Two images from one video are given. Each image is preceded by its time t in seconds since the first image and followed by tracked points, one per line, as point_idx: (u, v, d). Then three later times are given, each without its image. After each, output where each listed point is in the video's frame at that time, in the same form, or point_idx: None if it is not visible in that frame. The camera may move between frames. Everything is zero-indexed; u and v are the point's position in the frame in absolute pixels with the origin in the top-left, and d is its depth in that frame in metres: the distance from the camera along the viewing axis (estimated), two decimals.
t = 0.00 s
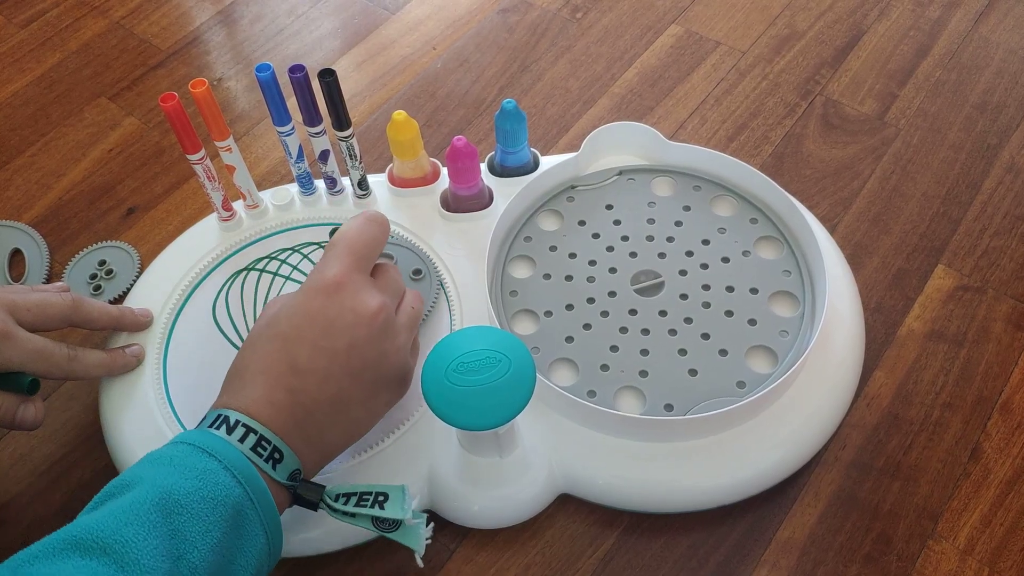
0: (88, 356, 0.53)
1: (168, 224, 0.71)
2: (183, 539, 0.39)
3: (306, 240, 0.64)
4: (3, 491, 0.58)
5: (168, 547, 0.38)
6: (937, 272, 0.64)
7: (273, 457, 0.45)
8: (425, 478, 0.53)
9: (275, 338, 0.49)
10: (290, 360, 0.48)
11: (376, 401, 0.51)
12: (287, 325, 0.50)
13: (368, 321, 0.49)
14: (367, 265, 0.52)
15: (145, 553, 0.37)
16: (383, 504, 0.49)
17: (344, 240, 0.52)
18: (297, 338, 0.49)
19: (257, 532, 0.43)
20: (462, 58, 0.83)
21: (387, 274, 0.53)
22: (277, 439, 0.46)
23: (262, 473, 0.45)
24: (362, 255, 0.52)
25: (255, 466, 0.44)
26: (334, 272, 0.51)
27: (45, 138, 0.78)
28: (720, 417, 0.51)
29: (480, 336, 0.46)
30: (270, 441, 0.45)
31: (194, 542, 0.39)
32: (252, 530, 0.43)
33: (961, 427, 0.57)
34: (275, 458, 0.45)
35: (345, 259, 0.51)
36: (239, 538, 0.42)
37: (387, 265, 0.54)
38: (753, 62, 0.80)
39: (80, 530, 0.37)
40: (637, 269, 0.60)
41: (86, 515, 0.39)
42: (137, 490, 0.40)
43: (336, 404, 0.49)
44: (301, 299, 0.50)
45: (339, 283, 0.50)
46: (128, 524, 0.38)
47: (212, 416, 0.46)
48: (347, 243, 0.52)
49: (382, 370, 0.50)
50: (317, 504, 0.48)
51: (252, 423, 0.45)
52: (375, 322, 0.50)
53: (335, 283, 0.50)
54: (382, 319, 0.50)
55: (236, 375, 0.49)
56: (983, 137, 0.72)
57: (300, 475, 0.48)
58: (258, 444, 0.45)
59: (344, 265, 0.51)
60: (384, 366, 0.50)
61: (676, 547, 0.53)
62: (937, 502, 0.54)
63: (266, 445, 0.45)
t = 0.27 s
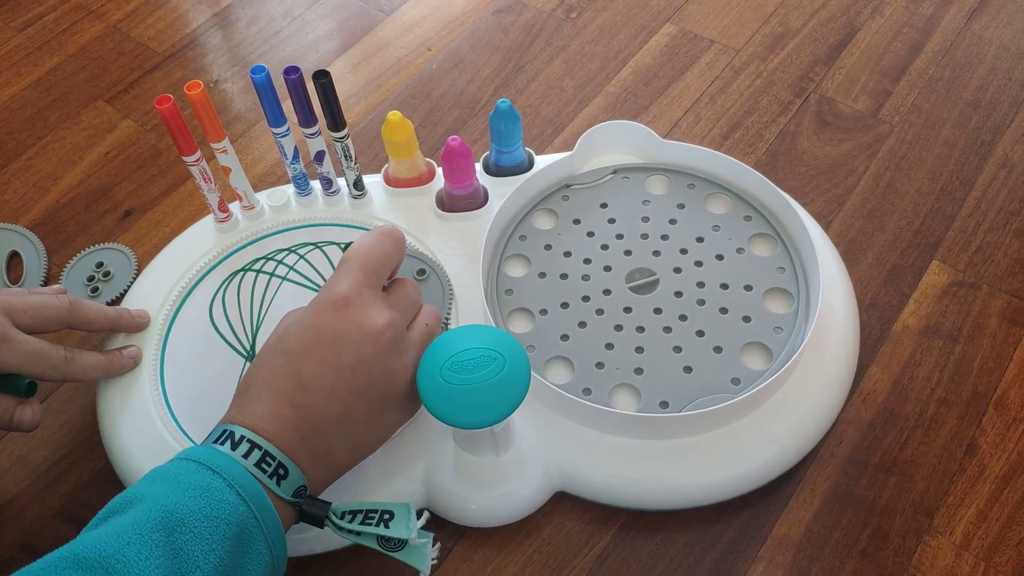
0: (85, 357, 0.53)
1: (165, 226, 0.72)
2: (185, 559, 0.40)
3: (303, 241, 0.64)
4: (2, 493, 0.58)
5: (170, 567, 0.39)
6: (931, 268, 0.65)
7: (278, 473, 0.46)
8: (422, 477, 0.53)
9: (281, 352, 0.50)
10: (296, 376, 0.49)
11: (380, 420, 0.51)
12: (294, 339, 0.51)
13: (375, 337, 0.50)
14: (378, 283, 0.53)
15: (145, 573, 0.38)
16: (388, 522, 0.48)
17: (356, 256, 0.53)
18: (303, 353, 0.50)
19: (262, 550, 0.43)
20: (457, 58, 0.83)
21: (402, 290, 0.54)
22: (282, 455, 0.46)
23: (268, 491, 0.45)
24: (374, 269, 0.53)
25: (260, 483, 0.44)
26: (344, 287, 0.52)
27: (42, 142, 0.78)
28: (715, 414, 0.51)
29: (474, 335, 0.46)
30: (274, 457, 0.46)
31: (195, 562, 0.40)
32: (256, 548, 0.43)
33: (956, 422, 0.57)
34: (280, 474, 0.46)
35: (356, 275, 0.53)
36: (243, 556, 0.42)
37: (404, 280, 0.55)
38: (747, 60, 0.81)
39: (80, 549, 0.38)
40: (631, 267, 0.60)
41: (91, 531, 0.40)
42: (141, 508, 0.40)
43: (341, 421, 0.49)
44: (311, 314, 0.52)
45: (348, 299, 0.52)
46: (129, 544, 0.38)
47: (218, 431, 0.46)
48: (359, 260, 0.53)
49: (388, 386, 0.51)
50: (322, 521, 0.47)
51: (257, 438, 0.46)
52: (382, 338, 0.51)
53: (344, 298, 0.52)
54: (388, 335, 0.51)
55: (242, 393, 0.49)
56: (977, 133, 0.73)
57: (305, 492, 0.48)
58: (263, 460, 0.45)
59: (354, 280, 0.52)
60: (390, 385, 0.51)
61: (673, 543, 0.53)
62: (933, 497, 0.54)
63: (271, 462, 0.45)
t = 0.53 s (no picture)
0: (85, 357, 0.53)
1: (166, 225, 0.72)
2: (188, 569, 0.40)
3: (305, 242, 0.64)
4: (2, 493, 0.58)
5: None
6: (933, 269, 0.65)
7: (280, 482, 0.46)
8: (424, 477, 0.53)
9: (284, 358, 0.50)
10: (301, 383, 0.49)
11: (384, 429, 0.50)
12: (298, 346, 0.50)
13: (381, 346, 0.50)
14: (384, 290, 0.53)
15: None
16: (391, 532, 0.49)
17: (362, 263, 0.53)
18: (308, 361, 0.49)
19: (264, 560, 0.43)
20: (459, 58, 0.83)
21: (409, 296, 0.53)
22: (285, 464, 0.46)
23: (270, 500, 0.45)
24: (380, 277, 0.52)
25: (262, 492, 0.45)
26: (348, 295, 0.51)
27: (43, 141, 0.78)
28: (717, 416, 0.51)
29: (476, 336, 0.46)
30: (277, 466, 0.46)
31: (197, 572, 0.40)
32: (258, 558, 0.43)
33: (958, 424, 0.57)
34: (283, 483, 0.46)
35: (361, 283, 0.52)
36: (245, 565, 0.42)
37: (411, 285, 0.54)
38: (749, 61, 0.81)
39: (84, 558, 0.38)
40: (633, 268, 0.60)
41: (94, 539, 0.40)
42: (143, 517, 0.40)
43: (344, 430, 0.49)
44: (316, 321, 0.51)
45: (353, 307, 0.51)
46: (132, 555, 0.38)
47: (222, 438, 0.46)
48: (365, 267, 0.53)
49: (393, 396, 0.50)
50: (325, 530, 0.48)
51: (260, 447, 0.46)
52: (387, 348, 0.50)
53: (349, 306, 0.51)
54: (394, 345, 0.50)
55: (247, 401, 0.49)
56: (979, 135, 0.73)
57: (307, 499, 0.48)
58: (265, 469, 0.45)
59: (360, 288, 0.52)
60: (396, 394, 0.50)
61: (674, 545, 0.53)
62: (935, 499, 0.54)
63: (274, 470, 0.46)
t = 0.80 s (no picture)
0: (105, 326, 0.52)
1: (167, 225, 0.72)
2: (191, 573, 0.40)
3: (306, 241, 0.64)
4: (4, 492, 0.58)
5: None
6: (934, 270, 0.65)
7: (283, 486, 0.46)
8: (425, 477, 0.53)
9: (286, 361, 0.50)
10: (303, 387, 0.49)
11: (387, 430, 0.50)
12: (300, 349, 0.50)
13: (382, 350, 0.50)
14: (386, 293, 0.53)
15: None
16: (394, 535, 0.49)
17: (364, 266, 0.53)
18: (310, 365, 0.50)
19: (265, 565, 0.43)
20: (460, 59, 0.83)
21: (411, 298, 0.53)
22: (288, 467, 0.46)
23: (273, 503, 0.45)
24: (382, 281, 0.52)
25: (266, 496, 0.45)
26: (350, 299, 0.52)
27: (45, 140, 0.78)
28: (718, 416, 0.51)
29: (478, 336, 0.46)
30: (280, 469, 0.46)
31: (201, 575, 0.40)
32: (260, 563, 0.43)
33: (959, 425, 0.57)
34: (286, 486, 0.46)
35: (363, 286, 0.52)
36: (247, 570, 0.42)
37: (412, 288, 0.55)
38: (750, 62, 0.81)
39: (88, 560, 0.38)
40: (635, 268, 0.60)
41: (95, 543, 0.40)
42: (146, 520, 0.40)
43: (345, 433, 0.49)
44: (318, 325, 0.51)
45: (355, 310, 0.51)
46: (137, 556, 0.38)
47: (224, 440, 0.46)
48: (367, 270, 0.53)
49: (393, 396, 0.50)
50: (327, 533, 0.48)
51: (263, 450, 0.46)
52: (389, 352, 0.50)
53: (351, 310, 0.51)
54: (395, 349, 0.50)
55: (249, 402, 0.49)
56: (979, 136, 0.73)
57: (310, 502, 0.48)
58: (268, 472, 0.45)
59: (362, 291, 0.52)
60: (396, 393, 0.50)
61: (675, 545, 0.53)
62: (936, 500, 0.54)
63: (276, 474, 0.45)
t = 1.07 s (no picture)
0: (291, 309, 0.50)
1: (168, 225, 0.72)
2: None
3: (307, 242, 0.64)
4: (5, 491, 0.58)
5: None
6: (934, 271, 0.65)
7: (236, 513, 0.39)
8: (425, 476, 0.53)
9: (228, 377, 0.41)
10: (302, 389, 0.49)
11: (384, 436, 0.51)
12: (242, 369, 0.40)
13: (339, 373, 0.41)
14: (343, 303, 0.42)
15: None
16: (354, 557, 0.49)
17: (318, 272, 0.42)
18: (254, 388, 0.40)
19: None
20: (461, 60, 0.83)
21: (375, 307, 0.44)
22: (242, 492, 0.39)
23: (224, 532, 0.39)
24: (339, 290, 0.42)
25: (216, 527, 0.38)
26: (301, 311, 0.41)
27: (46, 140, 0.78)
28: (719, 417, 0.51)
29: (478, 336, 0.46)
30: (232, 494, 0.39)
31: None
32: None
33: (959, 425, 0.57)
34: (239, 512, 0.40)
35: (317, 296, 0.41)
36: None
37: (371, 281, 0.45)
38: (750, 63, 0.81)
39: None
40: (635, 269, 0.60)
41: None
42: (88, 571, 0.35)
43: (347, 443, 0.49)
44: (263, 341, 0.41)
45: (309, 326, 0.41)
46: None
47: (168, 463, 0.39)
48: (322, 274, 0.42)
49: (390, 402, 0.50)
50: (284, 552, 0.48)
51: (215, 474, 0.39)
52: (347, 375, 0.42)
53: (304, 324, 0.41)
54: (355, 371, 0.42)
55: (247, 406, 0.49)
56: (979, 137, 0.73)
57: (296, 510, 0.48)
58: (219, 499, 0.39)
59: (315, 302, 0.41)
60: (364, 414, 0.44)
61: (675, 546, 0.53)
62: (936, 500, 0.54)
63: (228, 500, 0.39)
